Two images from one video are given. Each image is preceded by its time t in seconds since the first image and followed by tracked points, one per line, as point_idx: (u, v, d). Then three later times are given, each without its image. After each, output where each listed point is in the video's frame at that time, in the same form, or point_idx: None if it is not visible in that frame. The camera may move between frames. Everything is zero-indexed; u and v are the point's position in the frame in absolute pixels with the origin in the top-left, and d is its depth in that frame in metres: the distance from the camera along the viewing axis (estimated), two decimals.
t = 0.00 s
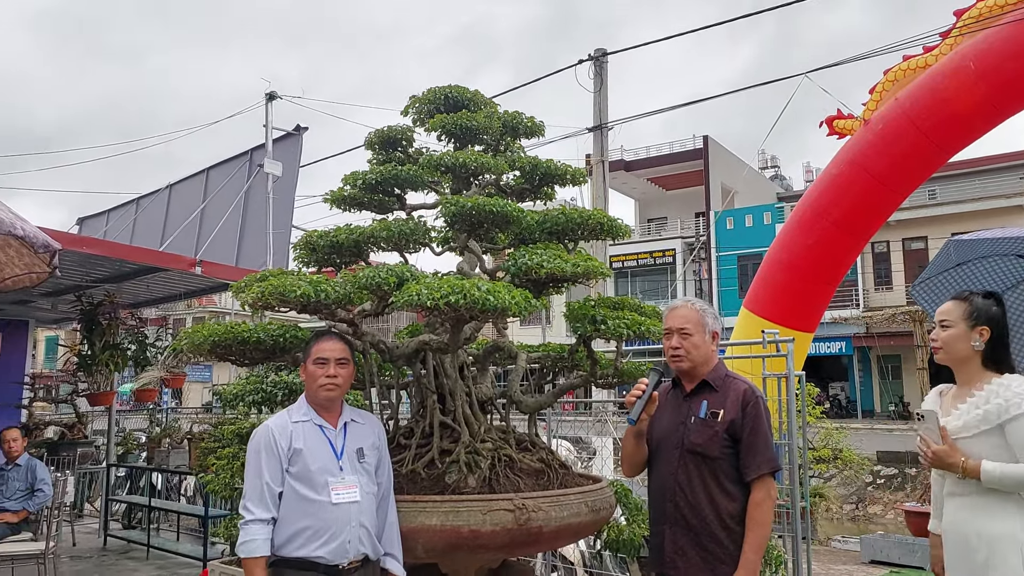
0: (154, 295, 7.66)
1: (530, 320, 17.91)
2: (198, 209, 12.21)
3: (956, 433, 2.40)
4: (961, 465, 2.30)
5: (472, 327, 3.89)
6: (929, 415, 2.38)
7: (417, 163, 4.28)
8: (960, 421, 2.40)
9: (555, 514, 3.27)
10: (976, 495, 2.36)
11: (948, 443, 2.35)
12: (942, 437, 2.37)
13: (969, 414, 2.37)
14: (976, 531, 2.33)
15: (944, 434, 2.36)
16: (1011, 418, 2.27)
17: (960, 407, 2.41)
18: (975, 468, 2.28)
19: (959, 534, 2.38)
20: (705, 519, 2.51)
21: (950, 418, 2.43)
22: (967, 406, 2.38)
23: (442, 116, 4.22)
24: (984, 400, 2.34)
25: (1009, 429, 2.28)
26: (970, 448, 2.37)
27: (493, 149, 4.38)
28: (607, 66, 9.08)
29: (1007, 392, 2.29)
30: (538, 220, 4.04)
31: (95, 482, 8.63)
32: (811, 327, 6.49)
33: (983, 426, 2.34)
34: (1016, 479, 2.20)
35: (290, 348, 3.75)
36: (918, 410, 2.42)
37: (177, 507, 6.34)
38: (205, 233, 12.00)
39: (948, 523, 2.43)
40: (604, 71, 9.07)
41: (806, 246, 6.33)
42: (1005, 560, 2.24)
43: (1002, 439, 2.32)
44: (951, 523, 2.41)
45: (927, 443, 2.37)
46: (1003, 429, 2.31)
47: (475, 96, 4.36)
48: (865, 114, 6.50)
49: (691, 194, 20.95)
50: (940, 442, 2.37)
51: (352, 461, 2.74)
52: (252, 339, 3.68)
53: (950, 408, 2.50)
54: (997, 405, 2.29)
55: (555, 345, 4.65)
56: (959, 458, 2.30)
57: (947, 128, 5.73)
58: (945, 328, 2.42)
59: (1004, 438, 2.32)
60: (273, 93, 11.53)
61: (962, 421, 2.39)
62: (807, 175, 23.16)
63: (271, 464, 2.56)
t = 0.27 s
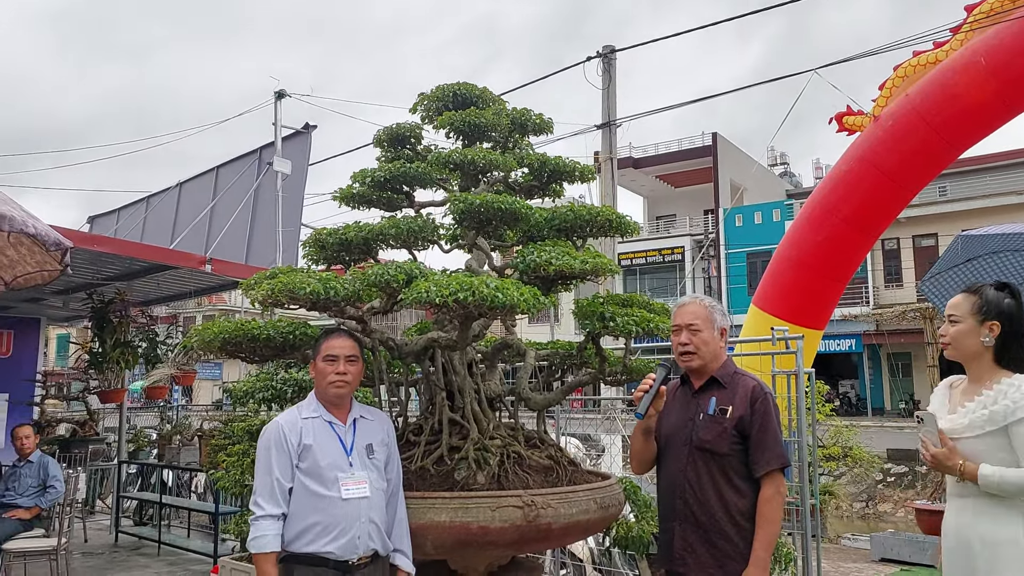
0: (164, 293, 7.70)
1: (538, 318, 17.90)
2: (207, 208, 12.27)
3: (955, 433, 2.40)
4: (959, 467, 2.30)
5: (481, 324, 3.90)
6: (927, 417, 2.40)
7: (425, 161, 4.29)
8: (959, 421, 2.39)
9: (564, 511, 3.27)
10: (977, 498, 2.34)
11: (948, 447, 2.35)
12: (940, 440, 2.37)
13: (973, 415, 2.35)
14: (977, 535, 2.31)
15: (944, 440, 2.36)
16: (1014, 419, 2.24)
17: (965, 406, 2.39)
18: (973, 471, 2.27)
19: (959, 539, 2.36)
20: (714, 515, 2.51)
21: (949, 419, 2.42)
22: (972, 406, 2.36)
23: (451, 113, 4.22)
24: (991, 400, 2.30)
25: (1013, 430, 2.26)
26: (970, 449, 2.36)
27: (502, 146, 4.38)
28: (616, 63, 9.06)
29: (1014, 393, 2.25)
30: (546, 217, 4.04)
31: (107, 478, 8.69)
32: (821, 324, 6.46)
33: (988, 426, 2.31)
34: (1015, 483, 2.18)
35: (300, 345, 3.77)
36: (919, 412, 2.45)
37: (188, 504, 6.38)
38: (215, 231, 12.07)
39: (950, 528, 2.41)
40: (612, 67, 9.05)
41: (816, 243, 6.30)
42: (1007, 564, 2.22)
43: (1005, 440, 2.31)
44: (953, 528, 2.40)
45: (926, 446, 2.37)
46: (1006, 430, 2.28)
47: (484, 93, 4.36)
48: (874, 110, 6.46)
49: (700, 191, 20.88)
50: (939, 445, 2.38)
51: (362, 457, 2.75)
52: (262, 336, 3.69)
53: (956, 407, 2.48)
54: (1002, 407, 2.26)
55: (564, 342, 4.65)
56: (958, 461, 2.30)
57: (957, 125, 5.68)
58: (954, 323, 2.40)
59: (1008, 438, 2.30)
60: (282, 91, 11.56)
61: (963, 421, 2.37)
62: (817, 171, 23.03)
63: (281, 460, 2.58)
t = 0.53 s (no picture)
0: (169, 290, 7.69)
1: (544, 315, 17.86)
2: (213, 205, 12.27)
3: (958, 427, 2.28)
4: (960, 459, 2.21)
5: (487, 321, 3.86)
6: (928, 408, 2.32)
7: (431, 156, 4.25)
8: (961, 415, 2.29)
9: (571, 508, 3.24)
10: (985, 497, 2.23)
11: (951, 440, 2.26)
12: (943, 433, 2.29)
13: (977, 409, 2.24)
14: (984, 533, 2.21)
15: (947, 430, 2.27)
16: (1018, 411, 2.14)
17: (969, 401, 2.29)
18: (973, 464, 2.18)
19: (967, 537, 2.26)
20: (722, 513, 2.47)
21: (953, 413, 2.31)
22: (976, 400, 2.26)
23: (456, 107, 4.18)
24: (995, 393, 2.21)
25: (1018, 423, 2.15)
26: (975, 443, 2.25)
27: (508, 140, 4.34)
28: (622, 58, 9.00)
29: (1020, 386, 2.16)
30: (552, 213, 4.00)
31: (113, 475, 8.70)
32: (829, 320, 6.41)
33: (994, 419, 2.21)
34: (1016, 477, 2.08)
35: (304, 342, 3.74)
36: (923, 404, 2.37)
37: (193, 501, 6.37)
38: (220, 228, 12.06)
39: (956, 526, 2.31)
40: (619, 62, 8.99)
41: (824, 239, 6.24)
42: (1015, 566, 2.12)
43: (1012, 432, 2.20)
44: (960, 526, 2.29)
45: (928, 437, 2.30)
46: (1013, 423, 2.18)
47: (490, 87, 4.32)
48: (884, 104, 6.39)
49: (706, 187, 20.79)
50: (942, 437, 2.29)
51: (367, 455, 2.72)
52: (266, 333, 3.67)
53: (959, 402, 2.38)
54: (1007, 399, 2.16)
55: (570, 339, 4.61)
56: (959, 453, 2.22)
57: (968, 119, 5.61)
58: (959, 315, 2.31)
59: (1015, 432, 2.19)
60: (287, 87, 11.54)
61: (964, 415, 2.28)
62: (824, 168, 22.92)
63: (286, 457, 2.55)
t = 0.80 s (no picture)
0: (176, 286, 7.74)
1: (549, 311, 17.87)
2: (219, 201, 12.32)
3: (963, 427, 2.29)
4: (964, 460, 2.23)
5: (492, 317, 3.89)
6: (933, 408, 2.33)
7: (436, 152, 4.28)
8: (966, 415, 2.30)
9: (575, 502, 3.27)
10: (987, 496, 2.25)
11: (955, 440, 2.27)
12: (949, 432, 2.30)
13: (982, 409, 2.25)
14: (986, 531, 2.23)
15: (951, 430, 2.28)
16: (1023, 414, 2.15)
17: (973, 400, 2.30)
18: (978, 465, 2.19)
19: (966, 535, 2.29)
20: (728, 507, 2.49)
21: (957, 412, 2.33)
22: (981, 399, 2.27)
23: (461, 104, 4.20)
24: (1000, 394, 2.22)
25: None
26: (980, 444, 2.26)
27: (512, 137, 4.36)
28: (627, 54, 9.00)
29: None
30: (557, 209, 4.02)
31: (120, 470, 8.76)
32: (834, 315, 6.41)
33: (999, 421, 2.22)
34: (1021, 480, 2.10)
35: (311, 337, 3.77)
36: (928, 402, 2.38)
37: (201, 496, 6.42)
38: (226, 224, 12.12)
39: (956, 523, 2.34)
40: (623, 58, 8.99)
41: (829, 235, 6.25)
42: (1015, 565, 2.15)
43: (1017, 434, 2.21)
44: (960, 524, 2.31)
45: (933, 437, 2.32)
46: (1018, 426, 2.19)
47: (494, 84, 4.34)
48: (888, 100, 6.38)
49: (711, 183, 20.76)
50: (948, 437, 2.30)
51: (372, 449, 2.75)
52: (274, 328, 3.70)
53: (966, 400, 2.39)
54: (1011, 400, 2.18)
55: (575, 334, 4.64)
56: (962, 453, 2.24)
57: (973, 115, 5.61)
58: (960, 309, 2.33)
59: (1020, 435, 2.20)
60: (293, 84, 11.58)
61: (968, 415, 2.29)
62: (829, 163, 22.87)
63: (293, 452, 2.58)
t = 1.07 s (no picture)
0: (182, 282, 7.77)
1: (554, 306, 17.86)
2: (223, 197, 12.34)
3: (968, 423, 2.28)
4: (971, 458, 2.20)
5: (496, 312, 3.89)
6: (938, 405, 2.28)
7: (440, 148, 4.27)
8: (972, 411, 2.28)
9: (580, 497, 3.27)
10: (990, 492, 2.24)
11: (960, 438, 2.23)
12: (953, 430, 2.26)
13: (990, 406, 2.24)
14: (986, 527, 2.22)
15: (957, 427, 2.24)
16: None
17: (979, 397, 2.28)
18: (985, 464, 2.17)
19: (964, 531, 2.28)
20: (733, 503, 2.49)
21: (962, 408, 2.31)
22: (988, 396, 2.25)
23: (465, 99, 4.20)
24: (1008, 392, 2.20)
25: None
26: (984, 441, 2.25)
27: (516, 133, 4.36)
28: (631, 49, 8.97)
29: None
30: (561, 205, 4.02)
31: (127, 466, 8.80)
32: (839, 311, 6.40)
33: (1007, 419, 2.20)
34: None
35: (316, 333, 3.78)
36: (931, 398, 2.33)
37: (207, 491, 6.44)
38: (231, 221, 12.14)
39: (952, 518, 2.33)
40: (628, 53, 8.96)
41: (834, 230, 6.22)
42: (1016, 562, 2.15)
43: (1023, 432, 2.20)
44: (959, 520, 2.30)
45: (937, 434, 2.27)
46: None
47: (498, 79, 4.33)
48: (895, 94, 6.35)
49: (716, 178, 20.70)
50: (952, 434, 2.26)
51: (377, 445, 2.76)
52: (278, 324, 3.71)
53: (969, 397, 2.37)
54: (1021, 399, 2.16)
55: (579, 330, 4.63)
56: (969, 451, 2.20)
57: (980, 109, 5.57)
58: (960, 307, 2.32)
59: None
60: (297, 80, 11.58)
61: (973, 411, 2.28)
62: (835, 157, 22.78)
63: (297, 447, 2.59)
